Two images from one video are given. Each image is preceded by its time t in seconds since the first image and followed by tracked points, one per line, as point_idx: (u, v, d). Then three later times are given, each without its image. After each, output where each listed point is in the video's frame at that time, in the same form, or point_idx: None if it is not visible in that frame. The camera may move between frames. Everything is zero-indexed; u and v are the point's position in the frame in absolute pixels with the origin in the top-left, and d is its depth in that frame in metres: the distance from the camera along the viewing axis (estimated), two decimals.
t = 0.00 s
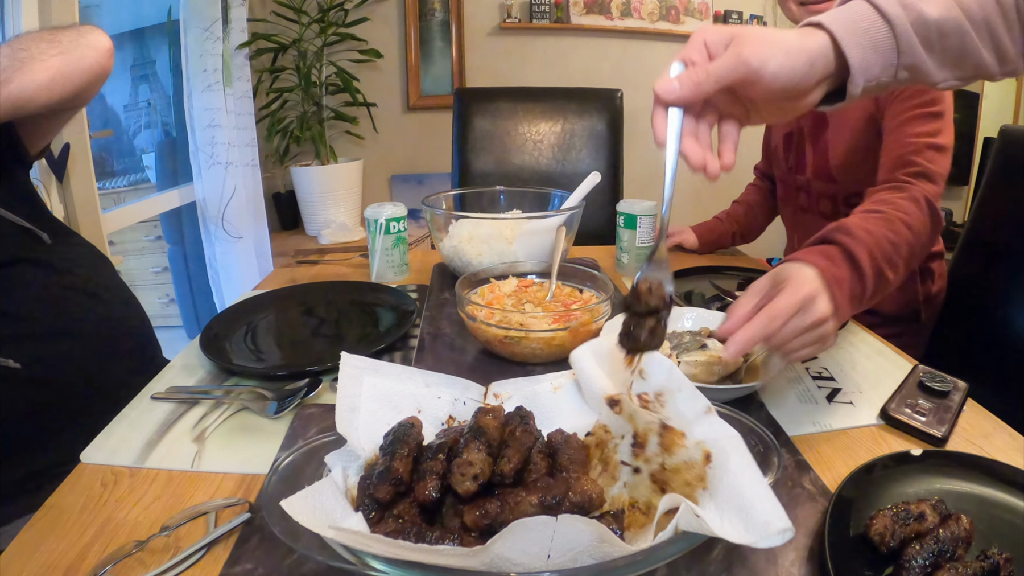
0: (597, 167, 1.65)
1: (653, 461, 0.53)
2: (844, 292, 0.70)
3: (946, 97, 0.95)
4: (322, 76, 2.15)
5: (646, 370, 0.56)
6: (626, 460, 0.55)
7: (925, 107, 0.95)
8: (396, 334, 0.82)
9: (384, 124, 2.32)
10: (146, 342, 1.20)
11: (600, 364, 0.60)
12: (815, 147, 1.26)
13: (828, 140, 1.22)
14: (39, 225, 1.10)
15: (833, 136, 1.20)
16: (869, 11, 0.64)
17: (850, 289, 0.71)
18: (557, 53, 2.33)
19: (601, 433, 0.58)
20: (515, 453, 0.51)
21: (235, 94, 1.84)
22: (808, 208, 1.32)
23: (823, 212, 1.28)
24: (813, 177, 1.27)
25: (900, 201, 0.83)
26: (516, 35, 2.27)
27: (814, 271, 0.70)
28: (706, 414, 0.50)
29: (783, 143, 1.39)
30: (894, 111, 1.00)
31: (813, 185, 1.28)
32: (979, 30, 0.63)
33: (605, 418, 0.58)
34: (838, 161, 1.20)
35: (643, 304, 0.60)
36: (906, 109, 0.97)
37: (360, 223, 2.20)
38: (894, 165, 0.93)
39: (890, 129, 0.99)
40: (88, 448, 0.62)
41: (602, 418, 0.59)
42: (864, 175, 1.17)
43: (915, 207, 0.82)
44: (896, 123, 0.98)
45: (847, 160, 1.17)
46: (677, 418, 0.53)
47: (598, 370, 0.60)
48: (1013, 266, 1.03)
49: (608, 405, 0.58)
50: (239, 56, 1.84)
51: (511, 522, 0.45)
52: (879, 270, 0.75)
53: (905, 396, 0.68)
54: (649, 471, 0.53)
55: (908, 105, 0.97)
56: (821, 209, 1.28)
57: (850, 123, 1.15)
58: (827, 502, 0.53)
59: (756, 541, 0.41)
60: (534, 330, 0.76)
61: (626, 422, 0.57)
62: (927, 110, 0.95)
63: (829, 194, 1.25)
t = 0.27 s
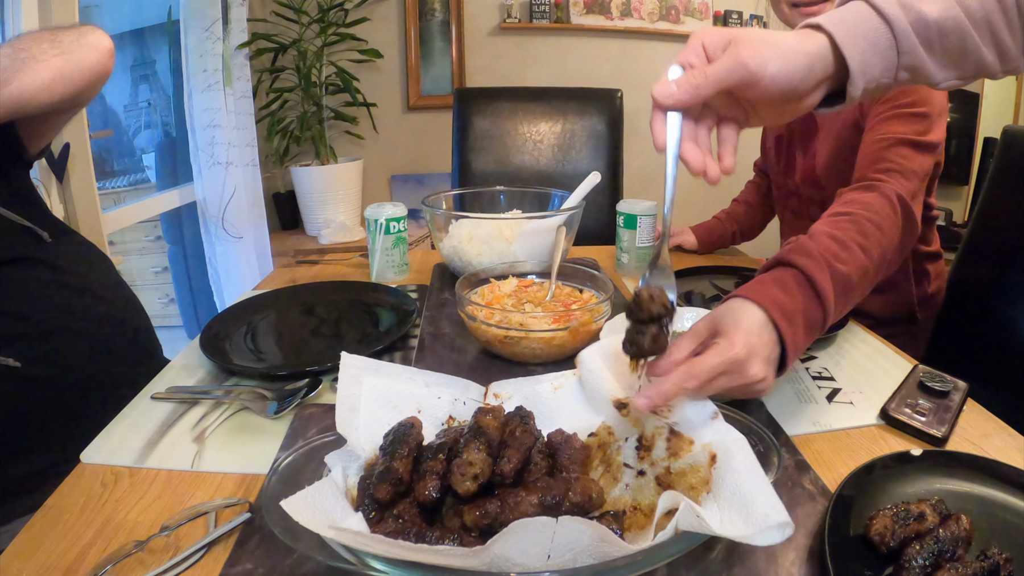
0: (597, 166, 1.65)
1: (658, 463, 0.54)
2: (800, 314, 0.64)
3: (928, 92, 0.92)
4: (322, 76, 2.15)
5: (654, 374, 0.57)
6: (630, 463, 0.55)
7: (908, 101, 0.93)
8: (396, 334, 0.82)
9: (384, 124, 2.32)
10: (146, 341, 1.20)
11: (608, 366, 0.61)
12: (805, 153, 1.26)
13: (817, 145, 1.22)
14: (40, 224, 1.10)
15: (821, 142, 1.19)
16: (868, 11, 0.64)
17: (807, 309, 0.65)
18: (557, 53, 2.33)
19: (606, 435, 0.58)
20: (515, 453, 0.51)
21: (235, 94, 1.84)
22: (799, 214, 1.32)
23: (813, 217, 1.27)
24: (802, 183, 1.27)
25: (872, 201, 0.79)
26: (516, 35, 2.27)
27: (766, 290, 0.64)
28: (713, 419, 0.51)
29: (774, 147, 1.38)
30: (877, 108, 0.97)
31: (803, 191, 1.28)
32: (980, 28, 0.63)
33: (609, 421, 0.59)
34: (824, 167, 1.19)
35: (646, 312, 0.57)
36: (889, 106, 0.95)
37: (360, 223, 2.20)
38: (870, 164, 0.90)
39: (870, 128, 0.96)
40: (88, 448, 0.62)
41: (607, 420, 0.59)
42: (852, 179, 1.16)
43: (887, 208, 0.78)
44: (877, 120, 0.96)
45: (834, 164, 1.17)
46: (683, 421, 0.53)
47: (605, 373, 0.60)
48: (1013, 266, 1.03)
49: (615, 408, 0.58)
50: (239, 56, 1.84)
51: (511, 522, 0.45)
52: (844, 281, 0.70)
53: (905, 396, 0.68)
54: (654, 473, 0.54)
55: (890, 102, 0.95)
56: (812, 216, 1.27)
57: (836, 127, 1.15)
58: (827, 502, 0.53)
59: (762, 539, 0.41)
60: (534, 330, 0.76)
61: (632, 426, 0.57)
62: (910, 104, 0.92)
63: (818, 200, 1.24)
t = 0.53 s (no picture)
0: (597, 167, 1.65)
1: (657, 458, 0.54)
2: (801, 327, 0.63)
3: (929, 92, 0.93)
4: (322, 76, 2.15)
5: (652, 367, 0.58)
6: (626, 457, 0.56)
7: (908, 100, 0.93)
8: (396, 334, 0.82)
9: (384, 124, 2.32)
10: (146, 342, 1.20)
11: (602, 362, 0.61)
12: (801, 153, 1.26)
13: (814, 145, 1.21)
14: (40, 225, 1.10)
15: (818, 142, 1.18)
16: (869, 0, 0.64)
17: (809, 323, 0.64)
18: (557, 53, 2.33)
19: (603, 431, 0.58)
20: (515, 453, 0.51)
21: (235, 94, 1.84)
22: (795, 215, 1.32)
23: (809, 219, 1.27)
24: (799, 183, 1.26)
25: (871, 211, 0.80)
26: (516, 35, 2.27)
27: (766, 302, 0.64)
28: (709, 421, 0.52)
29: (772, 147, 1.38)
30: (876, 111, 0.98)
31: (799, 193, 1.28)
32: (980, 22, 0.63)
33: (608, 418, 0.58)
34: (821, 168, 1.18)
35: (651, 299, 0.57)
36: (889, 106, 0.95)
37: (360, 223, 2.20)
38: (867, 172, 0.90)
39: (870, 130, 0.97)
40: (88, 449, 0.62)
41: (604, 416, 0.59)
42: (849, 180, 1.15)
43: (885, 218, 0.79)
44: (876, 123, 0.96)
45: (830, 165, 1.16)
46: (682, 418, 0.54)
47: (603, 368, 0.61)
48: (1013, 266, 1.03)
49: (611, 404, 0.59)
50: (239, 56, 1.84)
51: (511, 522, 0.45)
52: (842, 293, 0.70)
53: (905, 396, 0.68)
54: (654, 462, 0.54)
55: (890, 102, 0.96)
56: (808, 217, 1.27)
57: (832, 125, 1.14)
58: (827, 502, 0.53)
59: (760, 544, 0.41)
60: (534, 330, 0.76)
61: (628, 422, 0.57)
62: (912, 104, 0.92)
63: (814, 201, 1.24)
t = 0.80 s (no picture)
0: (597, 167, 1.65)
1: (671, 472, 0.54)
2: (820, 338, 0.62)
3: (933, 85, 0.93)
4: (322, 76, 2.15)
5: (667, 383, 0.58)
6: (640, 475, 0.55)
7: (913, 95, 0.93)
8: (396, 334, 0.82)
9: (384, 124, 2.32)
10: (145, 341, 1.20)
11: (621, 373, 0.61)
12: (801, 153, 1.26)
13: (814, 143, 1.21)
14: (39, 226, 1.10)
15: (819, 142, 1.18)
16: None
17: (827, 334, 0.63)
18: (557, 54, 2.33)
19: (617, 444, 0.58)
20: (515, 453, 0.51)
21: (235, 94, 1.84)
22: (795, 213, 1.32)
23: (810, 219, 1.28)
24: (800, 181, 1.27)
25: (876, 216, 0.79)
26: (516, 35, 2.27)
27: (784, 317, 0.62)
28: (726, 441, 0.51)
29: (771, 146, 1.38)
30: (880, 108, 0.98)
31: (800, 193, 1.28)
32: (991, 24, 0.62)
33: (620, 428, 0.59)
34: (822, 168, 1.19)
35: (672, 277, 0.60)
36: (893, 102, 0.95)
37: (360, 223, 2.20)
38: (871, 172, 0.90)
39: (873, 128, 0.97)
40: (87, 449, 0.62)
41: (619, 429, 0.59)
42: (851, 181, 1.16)
43: (892, 219, 0.79)
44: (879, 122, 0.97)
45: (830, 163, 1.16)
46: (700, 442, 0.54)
47: (618, 380, 0.61)
48: (1012, 266, 1.03)
49: (628, 417, 0.59)
50: (239, 56, 1.84)
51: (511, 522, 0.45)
52: (854, 300, 0.69)
53: (905, 397, 0.68)
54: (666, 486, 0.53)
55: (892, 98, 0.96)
56: (808, 217, 1.28)
57: (830, 122, 1.14)
58: (827, 502, 0.53)
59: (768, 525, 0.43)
60: (534, 330, 0.76)
61: (645, 439, 0.57)
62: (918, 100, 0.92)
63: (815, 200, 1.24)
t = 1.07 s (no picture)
0: (597, 167, 1.65)
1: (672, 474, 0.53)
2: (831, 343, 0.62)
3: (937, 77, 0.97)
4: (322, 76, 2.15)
5: (674, 391, 0.58)
6: (641, 481, 0.54)
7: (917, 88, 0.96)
8: (396, 334, 0.82)
9: (384, 124, 2.32)
10: (146, 342, 1.20)
11: (628, 379, 0.61)
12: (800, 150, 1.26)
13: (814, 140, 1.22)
14: (40, 226, 1.10)
15: (820, 142, 1.18)
16: None
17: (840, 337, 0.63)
18: (557, 54, 2.33)
19: (619, 449, 0.57)
20: (515, 453, 0.50)
21: (235, 94, 1.84)
22: (794, 213, 1.32)
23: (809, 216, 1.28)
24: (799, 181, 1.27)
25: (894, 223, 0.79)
26: (516, 35, 2.27)
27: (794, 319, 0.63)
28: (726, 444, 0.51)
29: (770, 146, 1.38)
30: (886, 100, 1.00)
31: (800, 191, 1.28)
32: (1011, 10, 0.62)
33: (626, 437, 0.58)
34: (824, 165, 1.18)
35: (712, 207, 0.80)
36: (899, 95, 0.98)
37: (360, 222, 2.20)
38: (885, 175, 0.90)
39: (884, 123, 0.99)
40: (87, 449, 0.62)
41: (624, 436, 0.58)
42: (853, 178, 1.16)
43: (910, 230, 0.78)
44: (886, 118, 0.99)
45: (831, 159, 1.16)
46: (705, 453, 0.53)
47: (623, 387, 0.61)
48: (1012, 266, 1.03)
49: (633, 426, 0.59)
50: (239, 56, 1.84)
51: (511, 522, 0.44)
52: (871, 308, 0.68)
53: (905, 396, 0.68)
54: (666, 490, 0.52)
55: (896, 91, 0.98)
56: (808, 215, 1.28)
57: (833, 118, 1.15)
58: (827, 502, 0.53)
59: (756, 514, 0.43)
60: (534, 330, 0.76)
61: (647, 448, 0.57)
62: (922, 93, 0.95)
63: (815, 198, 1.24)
